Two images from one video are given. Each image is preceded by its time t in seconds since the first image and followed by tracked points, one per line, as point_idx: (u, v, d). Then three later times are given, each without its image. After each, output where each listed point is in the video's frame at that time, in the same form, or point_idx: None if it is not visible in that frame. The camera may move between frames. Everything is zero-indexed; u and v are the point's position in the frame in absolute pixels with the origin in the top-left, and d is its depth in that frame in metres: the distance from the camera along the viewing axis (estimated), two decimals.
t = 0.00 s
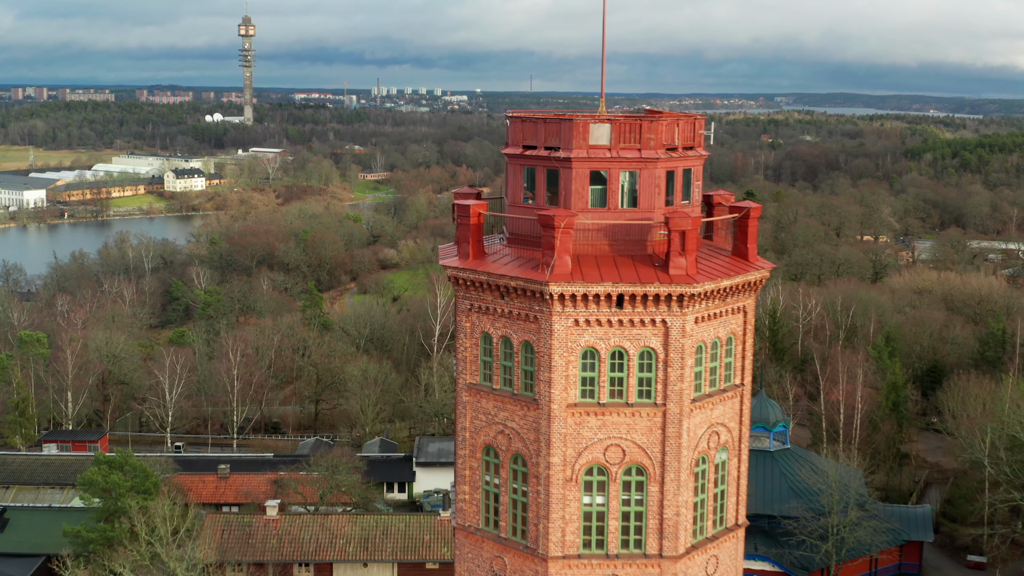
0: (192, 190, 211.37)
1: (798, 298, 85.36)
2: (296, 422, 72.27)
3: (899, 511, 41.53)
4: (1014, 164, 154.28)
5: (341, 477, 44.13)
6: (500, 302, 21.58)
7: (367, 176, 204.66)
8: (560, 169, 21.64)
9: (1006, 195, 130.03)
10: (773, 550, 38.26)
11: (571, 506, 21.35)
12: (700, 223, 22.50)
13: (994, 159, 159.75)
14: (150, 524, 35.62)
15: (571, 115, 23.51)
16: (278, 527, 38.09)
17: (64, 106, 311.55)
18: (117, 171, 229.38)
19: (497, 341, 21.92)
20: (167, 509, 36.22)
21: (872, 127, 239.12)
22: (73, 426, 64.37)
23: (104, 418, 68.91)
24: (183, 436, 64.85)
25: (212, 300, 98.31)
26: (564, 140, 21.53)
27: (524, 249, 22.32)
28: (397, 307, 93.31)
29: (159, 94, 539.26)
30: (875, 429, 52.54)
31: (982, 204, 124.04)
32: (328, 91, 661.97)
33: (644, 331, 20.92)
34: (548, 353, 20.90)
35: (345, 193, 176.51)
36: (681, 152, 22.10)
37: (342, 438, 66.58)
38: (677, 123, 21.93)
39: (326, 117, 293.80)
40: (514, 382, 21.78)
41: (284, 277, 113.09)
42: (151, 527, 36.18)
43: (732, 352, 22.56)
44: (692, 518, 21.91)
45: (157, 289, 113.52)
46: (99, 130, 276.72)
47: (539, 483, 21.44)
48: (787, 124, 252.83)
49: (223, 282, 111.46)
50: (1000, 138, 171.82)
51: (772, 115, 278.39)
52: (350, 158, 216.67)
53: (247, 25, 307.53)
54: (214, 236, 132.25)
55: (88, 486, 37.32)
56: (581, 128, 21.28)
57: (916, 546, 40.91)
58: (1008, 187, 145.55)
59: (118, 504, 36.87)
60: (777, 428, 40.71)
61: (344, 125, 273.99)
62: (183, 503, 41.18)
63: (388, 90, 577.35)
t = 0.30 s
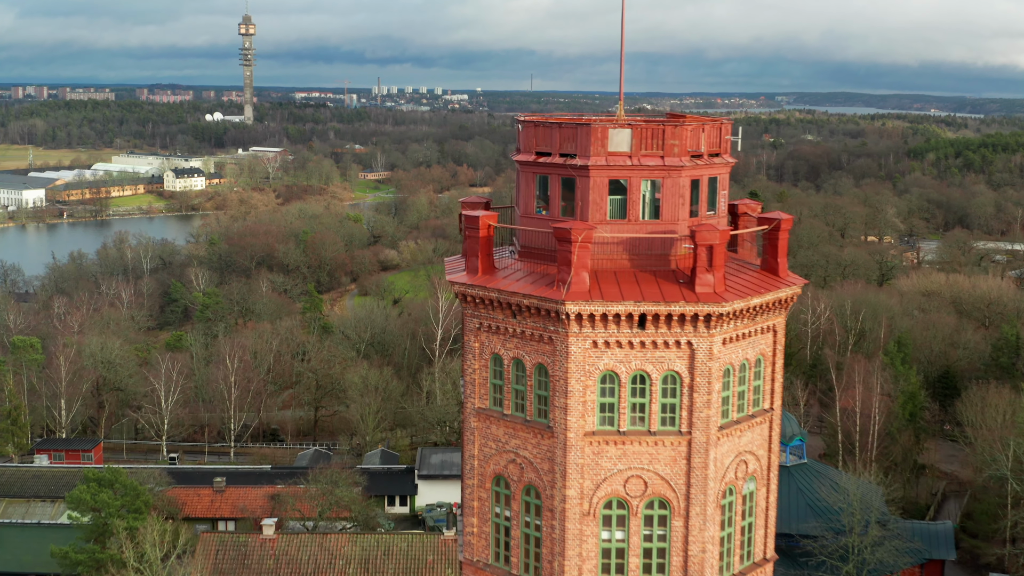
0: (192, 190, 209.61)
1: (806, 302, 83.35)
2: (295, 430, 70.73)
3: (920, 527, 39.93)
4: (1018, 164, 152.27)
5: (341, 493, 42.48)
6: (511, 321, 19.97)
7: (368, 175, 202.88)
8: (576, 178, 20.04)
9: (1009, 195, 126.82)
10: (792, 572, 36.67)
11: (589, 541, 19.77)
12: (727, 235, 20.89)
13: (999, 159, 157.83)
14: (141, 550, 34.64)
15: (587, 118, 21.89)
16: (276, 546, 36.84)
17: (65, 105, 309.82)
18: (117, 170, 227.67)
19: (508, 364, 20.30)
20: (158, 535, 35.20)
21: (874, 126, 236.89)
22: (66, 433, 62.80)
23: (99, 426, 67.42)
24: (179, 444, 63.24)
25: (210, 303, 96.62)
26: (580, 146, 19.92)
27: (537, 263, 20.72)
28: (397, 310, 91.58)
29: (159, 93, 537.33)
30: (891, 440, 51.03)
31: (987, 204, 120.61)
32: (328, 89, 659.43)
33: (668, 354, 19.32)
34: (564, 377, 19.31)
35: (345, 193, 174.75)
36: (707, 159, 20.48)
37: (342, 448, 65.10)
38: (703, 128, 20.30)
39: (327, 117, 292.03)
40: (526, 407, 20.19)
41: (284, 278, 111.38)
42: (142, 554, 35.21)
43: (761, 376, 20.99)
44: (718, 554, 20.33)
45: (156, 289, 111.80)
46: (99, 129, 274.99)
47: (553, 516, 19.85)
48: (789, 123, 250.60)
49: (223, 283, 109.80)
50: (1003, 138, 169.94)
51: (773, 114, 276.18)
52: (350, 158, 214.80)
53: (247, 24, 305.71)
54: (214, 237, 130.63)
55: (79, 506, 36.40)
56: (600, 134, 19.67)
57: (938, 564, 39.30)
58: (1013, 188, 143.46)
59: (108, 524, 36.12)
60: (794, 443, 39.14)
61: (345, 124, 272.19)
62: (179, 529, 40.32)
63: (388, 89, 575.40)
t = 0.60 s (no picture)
0: (192, 189, 207.84)
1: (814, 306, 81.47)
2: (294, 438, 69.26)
3: (944, 546, 38.45)
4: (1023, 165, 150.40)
5: (341, 513, 40.82)
6: (524, 345, 18.32)
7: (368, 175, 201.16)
8: (595, 189, 18.41)
9: (1014, 195, 124.39)
10: None
11: None
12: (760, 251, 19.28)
13: (1003, 159, 156.03)
14: None
15: (606, 123, 20.28)
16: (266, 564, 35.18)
17: (65, 104, 307.96)
18: (116, 170, 226.01)
19: (522, 390, 18.65)
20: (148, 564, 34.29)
21: (876, 125, 234.94)
22: (59, 443, 61.17)
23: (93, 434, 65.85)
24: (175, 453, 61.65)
25: (209, 305, 94.97)
26: (599, 155, 18.29)
27: (550, 282, 19.12)
28: (398, 313, 89.95)
29: (159, 92, 536.13)
30: (909, 452, 49.35)
31: (991, 204, 117.90)
32: (329, 88, 657.15)
33: (696, 382, 17.69)
34: (583, 405, 17.68)
35: (345, 193, 173.02)
36: (737, 168, 18.86)
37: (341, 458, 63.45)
38: (732, 133, 18.68)
39: (327, 116, 290.22)
40: (541, 439, 18.54)
41: (284, 280, 109.72)
42: None
43: (795, 403, 19.38)
44: None
45: (155, 291, 110.13)
46: (99, 128, 273.25)
47: (571, 559, 18.24)
48: (790, 124, 248.76)
49: (223, 285, 108.06)
50: (1007, 138, 168.18)
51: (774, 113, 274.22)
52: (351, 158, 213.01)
53: (249, 23, 304.42)
54: (213, 237, 128.94)
55: (69, 530, 35.33)
56: (621, 141, 18.04)
57: None
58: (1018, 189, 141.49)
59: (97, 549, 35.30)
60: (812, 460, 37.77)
61: (345, 124, 270.48)
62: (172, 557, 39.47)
63: (388, 89, 573.36)
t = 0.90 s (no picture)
0: (192, 190, 206.04)
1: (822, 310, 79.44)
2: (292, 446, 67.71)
3: (969, 567, 36.88)
4: None
5: (339, 534, 38.97)
6: (540, 375, 16.65)
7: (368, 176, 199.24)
8: (617, 203, 16.73)
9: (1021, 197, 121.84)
10: None
11: None
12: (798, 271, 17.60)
13: (1008, 160, 153.59)
14: None
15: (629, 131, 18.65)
16: None
17: (65, 103, 306.17)
18: (116, 170, 224.31)
19: (538, 425, 16.97)
20: None
21: (879, 125, 232.32)
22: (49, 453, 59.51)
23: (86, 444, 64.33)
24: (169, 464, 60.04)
25: (207, 309, 93.28)
26: (622, 165, 16.60)
27: (568, 305, 17.44)
28: (399, 318, 88.21)
29: (160, 92, 534.02)
30: (928, 467, 47.68)
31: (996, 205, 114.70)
32: (330, 87, 654.78)
33: (729, 418, 16.01)
34: (605, 443, 15.99)
35: (346, 194, 171.15)
36: (773, 181, 17.17)
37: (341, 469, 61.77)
38: (768, 142, 16.98)
39: (328, 116, 288.31)
40: (558, 479, 16.84)
41: (284, 282, 107.92)
42: None
43: (835, 436, 17.73)
44: None
45: (153, 293, 108.47)
46: (99, 128, 271.56)
47: None
48: (793, 124, 246.23)
49: (222, 287, 106.33)
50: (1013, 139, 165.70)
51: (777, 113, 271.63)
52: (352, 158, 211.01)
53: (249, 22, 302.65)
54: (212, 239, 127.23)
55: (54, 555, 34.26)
56: (646, 151, 16.35)
57: None
58: None
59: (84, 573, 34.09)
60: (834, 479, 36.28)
61: (345, 124, 268.64)
62: None
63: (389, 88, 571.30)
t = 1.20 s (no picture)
0: (192, 190, 204.26)
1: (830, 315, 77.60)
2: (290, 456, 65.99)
3: None
4: None
5: (338, 557, 37.30)
6: (559, 412, 15.00)
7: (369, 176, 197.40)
8: (645, 220, 15.04)
9: None
10: None
11: None
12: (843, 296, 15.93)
13: (1011, 162, 151.49)
14: None
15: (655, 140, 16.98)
16: None
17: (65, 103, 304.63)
18: (115, 170, 222.63)
19: (556, 467, 15.30)
20: None
21: (880, 126, 230.43)
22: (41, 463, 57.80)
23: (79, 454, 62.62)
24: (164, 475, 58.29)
25: (205, 313, 91.52)
26: (651, 179, 14.89)
27: (589, 333, 15.75)
28: (400, 322, 86.40)
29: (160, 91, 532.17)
30: (949, 483, 45.93)
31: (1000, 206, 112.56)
32: (331, 87, 652.72)
33: (772, 462, 14.32)
34: (633, 490, 14.29)
35: (346, 194, 169.35)
36: (818, 195, 15.48)
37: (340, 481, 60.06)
38: (812, 152, 15.29)
39: (328, 116, 286.53)
40: (579, 527, 15.17)
41: (283, 285, 106.15)
42: None
43: (884, 477, 16.07)
44: None
45: (152, 295, 106.70)
46: (99, 128, 269.82)
47: None
48: (794, 125, 244.23)
49: (221, 290, 104.59)
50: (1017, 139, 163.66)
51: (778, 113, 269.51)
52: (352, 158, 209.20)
53: (250, 22, 300.95)
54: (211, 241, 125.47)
55: None
56: (679, 161, 14.66)
57: None
58: None
59: None
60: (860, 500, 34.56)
61: (346, 124, 266.91)
62: None
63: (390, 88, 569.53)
